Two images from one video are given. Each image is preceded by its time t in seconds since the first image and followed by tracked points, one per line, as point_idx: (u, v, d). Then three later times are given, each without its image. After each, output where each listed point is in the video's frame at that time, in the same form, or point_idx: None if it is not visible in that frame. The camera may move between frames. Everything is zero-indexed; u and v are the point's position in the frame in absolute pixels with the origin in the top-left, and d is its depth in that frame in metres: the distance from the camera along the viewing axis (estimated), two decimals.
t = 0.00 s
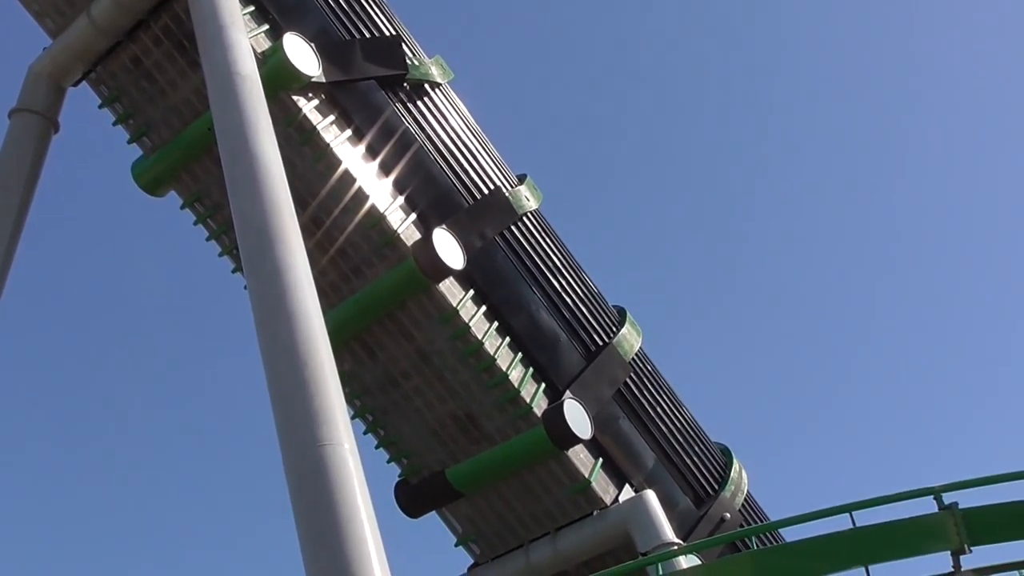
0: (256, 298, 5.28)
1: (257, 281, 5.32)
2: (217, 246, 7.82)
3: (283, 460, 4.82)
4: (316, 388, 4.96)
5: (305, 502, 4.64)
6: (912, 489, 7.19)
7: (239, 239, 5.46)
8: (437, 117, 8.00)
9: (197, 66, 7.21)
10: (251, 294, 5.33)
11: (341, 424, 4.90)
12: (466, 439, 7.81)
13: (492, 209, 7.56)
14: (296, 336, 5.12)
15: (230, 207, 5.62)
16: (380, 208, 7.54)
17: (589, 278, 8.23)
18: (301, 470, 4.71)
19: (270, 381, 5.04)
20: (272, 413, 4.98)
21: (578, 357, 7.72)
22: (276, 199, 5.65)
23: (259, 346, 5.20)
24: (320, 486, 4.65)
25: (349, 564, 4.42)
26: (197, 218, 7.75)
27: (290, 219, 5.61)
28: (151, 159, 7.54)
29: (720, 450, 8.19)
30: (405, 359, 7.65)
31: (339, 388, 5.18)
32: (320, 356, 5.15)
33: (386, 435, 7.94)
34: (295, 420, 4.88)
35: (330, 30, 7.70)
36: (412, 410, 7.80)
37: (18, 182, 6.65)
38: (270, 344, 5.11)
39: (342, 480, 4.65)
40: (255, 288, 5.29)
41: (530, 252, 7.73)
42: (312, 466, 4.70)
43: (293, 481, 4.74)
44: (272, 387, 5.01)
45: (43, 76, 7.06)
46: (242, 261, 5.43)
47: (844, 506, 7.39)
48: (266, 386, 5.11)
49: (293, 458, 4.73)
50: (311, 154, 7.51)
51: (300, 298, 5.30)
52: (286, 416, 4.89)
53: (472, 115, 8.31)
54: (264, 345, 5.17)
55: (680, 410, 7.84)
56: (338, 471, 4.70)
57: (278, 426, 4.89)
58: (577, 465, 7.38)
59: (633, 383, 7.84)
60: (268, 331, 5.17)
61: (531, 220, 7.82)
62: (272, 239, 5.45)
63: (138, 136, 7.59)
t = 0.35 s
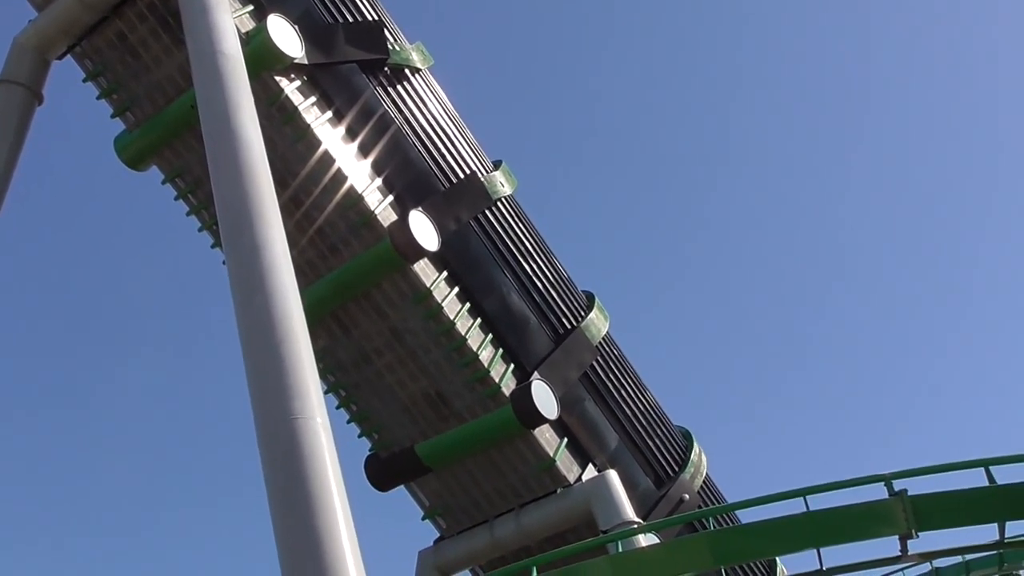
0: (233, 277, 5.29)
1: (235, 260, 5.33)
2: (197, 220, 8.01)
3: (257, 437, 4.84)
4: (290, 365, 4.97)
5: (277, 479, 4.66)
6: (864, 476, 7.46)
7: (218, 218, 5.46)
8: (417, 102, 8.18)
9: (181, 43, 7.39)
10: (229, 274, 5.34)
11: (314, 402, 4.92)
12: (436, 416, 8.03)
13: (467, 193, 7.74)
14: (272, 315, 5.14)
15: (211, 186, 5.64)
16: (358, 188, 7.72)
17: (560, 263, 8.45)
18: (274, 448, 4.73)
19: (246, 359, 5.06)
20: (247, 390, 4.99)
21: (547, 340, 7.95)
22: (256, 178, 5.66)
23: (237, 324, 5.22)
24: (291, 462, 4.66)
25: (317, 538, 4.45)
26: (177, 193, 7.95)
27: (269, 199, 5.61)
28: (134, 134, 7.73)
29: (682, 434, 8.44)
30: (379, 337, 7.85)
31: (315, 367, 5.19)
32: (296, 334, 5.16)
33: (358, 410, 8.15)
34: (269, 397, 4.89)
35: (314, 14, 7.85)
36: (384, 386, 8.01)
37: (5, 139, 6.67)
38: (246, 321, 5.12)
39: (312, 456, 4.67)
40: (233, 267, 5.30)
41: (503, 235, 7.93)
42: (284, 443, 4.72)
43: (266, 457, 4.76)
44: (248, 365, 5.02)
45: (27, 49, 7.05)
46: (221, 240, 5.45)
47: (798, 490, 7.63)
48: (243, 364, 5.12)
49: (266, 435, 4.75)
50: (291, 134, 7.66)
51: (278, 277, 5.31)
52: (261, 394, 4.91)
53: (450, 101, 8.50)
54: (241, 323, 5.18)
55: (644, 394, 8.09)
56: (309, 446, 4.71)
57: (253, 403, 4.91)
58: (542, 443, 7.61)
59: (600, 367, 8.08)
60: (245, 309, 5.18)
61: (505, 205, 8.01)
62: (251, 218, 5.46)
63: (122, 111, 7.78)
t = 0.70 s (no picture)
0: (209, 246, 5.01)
1: (211, 227, 5.06)
2: (175, 184, 8.18)
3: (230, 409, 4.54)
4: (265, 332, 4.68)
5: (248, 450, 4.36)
6: (813, 452, 7.76)
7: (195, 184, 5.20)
8: (394, 76, 8.34)
9: (162, 9, 7.43)
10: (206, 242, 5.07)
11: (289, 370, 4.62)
12: (403, 383, 8.26)
13: (440, 166, 7.91)
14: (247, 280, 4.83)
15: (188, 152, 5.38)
16: (334, 158, 7.87)
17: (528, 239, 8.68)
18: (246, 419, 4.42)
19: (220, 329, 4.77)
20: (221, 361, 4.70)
21: (514, 312, 8.17)
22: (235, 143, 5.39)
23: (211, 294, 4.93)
24: (262, 432, 4.36)
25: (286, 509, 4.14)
26: (155, 157, 8.10)
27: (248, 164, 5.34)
28: (114, 98, 7.87)
29: (641, 407, 8.74)
30: (350, 304, 8.04)
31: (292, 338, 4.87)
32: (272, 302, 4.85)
33: (328, 375, 8.36)
34: (243, 366, 4.58)
35: None
36: (354, 353, 8.22)
37: None
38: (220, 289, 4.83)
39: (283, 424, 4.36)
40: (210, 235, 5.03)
41: (474, 209, 8.14)
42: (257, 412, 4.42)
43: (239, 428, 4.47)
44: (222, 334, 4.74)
45: (9, 8, 7.06)
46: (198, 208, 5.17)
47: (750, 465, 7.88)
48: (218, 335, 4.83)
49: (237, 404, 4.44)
50: (270, 103, 7.76)
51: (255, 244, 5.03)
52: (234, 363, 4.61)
53: (427, 76, 8.67)
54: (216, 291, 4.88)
55: (606, 368, 8.36)
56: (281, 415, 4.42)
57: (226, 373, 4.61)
58: (505, 413, 7.85)
59: (564, 340, 8.32)
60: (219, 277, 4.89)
61: (477, 180, 8.22)
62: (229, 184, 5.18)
63: (102, 74, 7.91)
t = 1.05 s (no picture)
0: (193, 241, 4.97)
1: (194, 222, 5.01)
2: (157, 150, 8.30)
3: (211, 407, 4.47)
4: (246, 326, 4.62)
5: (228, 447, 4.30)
6: (772, 427, 8.03)
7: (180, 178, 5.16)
8: (375, 50, 8.48)
9: None
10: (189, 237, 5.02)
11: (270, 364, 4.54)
12: (377, 351, 8.48)
13: (418, 140, 8.09)
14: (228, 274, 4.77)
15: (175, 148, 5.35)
16: (314, 129, 8.02)
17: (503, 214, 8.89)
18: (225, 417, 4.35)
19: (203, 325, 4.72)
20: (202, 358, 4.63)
21: (487, 285, 8.39)
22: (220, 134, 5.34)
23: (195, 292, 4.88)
24: (242, 431, 4.29)
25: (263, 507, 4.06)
26: (138, 122, 8.22)
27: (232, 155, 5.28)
28: (97, 63, 7.97)
29: (607, 380, 9.01)
30: (326, 273, 8.23)
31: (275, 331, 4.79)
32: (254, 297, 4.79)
33: (303, 341, 8.56)
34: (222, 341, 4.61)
35: None
36: (329, 320, 8.42)
37: None
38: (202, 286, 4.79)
39: (262, 421, 4.29)
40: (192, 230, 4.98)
41: (450, 183, 8.33)
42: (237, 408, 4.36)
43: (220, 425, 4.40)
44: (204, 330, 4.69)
45: None
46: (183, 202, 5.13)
47: (711, 438, 8.14)
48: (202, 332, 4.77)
49: (216, 404, 4.36)
50: (253, 73, 7.89)
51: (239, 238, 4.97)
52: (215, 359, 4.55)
53: (407, 52, 8.82)
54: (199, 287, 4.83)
55: (574, 341, 8.61)
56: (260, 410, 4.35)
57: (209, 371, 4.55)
58: (475, 382, 8.09)
59: (534, 313, 8.56)
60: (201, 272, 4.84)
61: (454, 155, 8.40)
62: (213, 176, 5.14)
63: (86, 39, 8.01)
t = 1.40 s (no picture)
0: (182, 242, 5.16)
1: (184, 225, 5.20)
2: (142, 120, 8.43)
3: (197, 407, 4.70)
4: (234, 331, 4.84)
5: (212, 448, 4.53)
6: (737, 402, 8.32)
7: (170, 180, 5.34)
8: (360, 27, 8.60)
9: None
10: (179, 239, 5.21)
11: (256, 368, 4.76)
12: (356, 322, 8.69)
13: (400, 116, 8.27)
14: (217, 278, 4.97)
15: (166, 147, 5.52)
16: (299, 103, 8.19)
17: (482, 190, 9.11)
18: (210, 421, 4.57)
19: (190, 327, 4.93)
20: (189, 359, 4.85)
21: (465, 259, 8.61)
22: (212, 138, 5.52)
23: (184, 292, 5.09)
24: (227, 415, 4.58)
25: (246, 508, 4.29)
26: (124, 92, 8.34)
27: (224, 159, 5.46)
28: (84, 32, 8.09)
29: (580, 354, 9.29)
30: (307, 244, 8.41)
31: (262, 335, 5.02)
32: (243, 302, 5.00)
33: (285, 310, 8.75)
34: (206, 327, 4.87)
35: None
36: (310, 290, 8.61)
37: None
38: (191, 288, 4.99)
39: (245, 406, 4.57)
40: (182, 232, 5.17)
41: (431, 159, 8.52)
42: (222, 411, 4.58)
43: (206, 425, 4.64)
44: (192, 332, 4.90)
45: None
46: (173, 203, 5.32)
47: (678, 412, 8.42)
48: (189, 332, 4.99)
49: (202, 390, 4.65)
50: (240, 46, 8.02)
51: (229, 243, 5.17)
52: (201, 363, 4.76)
53: (391, 29, 8.96)
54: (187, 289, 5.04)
55: (549, 315, 8.86)
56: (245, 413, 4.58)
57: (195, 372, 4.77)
58: (452, 353, 8.34)
59: (510, 288, 8.79)
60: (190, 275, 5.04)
61: (436, 131, 8.57)
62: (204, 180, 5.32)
63: (74, 8, 8.13)
